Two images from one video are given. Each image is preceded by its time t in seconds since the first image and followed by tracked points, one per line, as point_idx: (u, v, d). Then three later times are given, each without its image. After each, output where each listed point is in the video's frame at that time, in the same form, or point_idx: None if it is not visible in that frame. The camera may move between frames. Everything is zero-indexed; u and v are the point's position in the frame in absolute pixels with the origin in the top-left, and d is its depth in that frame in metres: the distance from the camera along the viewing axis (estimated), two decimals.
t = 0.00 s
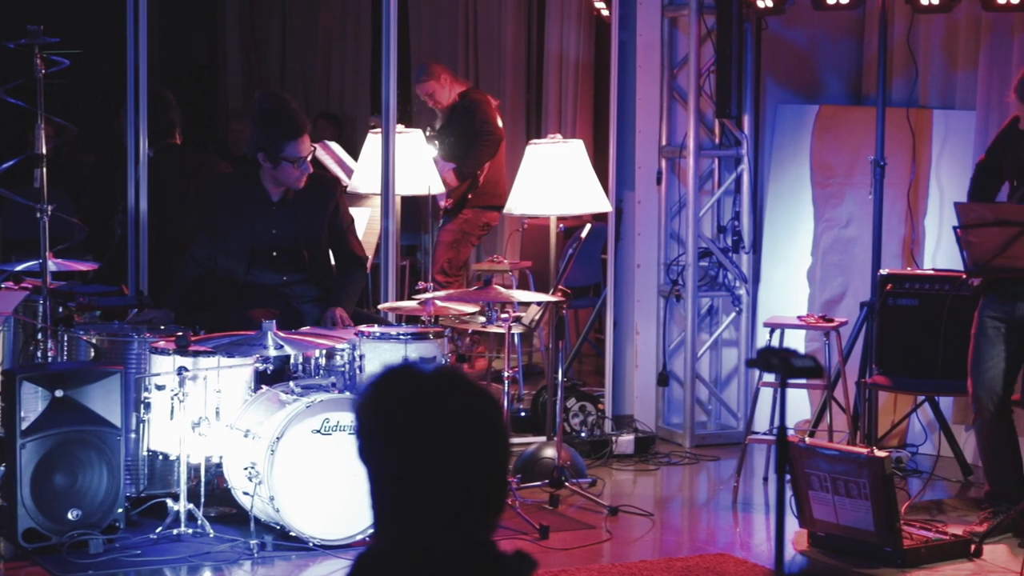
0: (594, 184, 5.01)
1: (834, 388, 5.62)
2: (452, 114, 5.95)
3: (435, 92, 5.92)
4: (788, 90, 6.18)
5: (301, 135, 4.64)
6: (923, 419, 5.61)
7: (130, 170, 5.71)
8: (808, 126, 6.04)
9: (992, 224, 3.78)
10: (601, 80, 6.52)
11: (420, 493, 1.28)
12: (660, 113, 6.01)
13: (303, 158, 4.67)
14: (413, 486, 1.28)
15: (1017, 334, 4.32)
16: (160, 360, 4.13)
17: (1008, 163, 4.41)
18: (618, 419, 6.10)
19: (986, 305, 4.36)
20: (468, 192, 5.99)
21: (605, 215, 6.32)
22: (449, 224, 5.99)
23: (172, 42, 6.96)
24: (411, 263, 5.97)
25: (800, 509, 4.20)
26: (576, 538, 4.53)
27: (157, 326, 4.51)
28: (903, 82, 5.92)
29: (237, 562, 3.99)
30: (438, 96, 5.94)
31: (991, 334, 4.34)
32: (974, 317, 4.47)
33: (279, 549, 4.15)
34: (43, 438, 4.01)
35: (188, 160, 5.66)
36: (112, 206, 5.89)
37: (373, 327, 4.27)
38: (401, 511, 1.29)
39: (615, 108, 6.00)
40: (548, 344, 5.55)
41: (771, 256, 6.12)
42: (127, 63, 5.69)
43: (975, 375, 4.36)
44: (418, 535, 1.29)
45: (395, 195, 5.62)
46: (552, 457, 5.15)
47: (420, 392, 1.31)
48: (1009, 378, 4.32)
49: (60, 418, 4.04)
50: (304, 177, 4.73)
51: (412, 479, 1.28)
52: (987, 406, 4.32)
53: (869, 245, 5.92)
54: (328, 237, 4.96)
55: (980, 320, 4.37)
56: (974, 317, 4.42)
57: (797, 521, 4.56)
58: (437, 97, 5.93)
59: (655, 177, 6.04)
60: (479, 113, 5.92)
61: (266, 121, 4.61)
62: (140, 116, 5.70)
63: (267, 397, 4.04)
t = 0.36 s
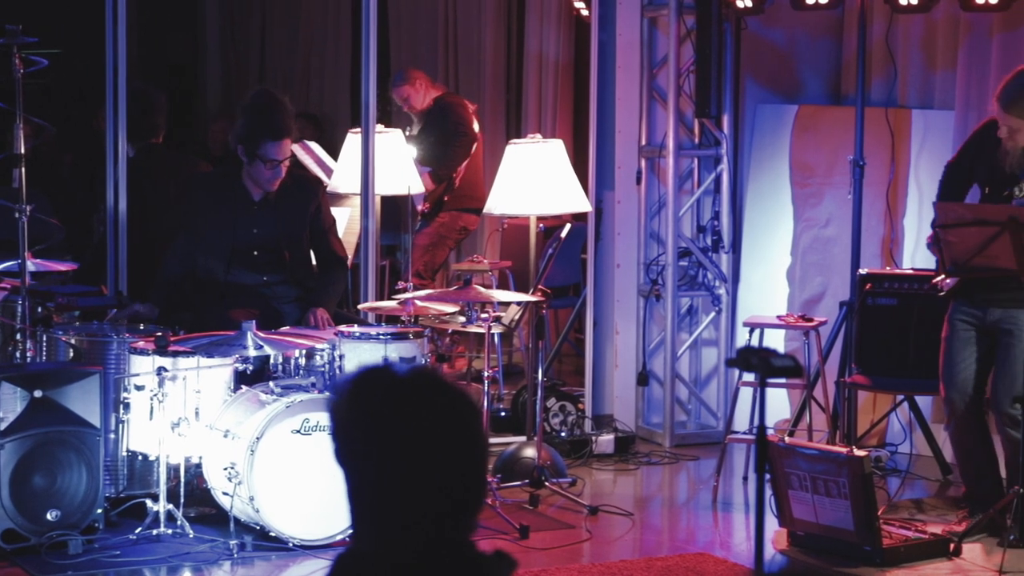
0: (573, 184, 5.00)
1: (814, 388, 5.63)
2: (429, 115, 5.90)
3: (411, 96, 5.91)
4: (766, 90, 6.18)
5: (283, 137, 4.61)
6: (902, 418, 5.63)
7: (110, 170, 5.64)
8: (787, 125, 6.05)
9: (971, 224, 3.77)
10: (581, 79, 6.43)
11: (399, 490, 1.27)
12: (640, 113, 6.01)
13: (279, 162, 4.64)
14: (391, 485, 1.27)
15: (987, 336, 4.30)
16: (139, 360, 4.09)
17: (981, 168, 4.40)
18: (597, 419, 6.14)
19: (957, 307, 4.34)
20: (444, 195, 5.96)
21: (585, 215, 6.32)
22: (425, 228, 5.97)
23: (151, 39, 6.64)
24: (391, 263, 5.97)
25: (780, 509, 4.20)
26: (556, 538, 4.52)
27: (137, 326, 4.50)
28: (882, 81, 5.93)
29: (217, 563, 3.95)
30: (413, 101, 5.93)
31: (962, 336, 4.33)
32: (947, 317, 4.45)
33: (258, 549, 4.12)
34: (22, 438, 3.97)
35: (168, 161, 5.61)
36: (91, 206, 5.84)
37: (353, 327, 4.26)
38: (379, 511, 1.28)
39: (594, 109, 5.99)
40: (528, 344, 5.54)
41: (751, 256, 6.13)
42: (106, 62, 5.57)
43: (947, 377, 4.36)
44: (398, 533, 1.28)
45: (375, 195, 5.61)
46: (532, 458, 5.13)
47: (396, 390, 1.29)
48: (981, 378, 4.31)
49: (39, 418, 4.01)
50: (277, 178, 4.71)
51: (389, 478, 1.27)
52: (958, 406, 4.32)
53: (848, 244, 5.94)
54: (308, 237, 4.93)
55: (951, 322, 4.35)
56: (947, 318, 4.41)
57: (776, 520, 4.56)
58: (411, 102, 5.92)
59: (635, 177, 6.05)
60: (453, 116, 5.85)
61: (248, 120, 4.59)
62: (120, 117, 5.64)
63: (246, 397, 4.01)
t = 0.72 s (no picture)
0: (551, 184, 4.99)
1: (791, 387, 5.64)
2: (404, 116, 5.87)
3: (387, 96, 5.84)
4: (744, 89, 6.19)
5: (266, 140, 4.60)
6: (879, 418, 5.65)
7: (87, 170, 5.69)
8: (765, 124, 6.06)
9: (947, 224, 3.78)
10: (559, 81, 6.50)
11: (375, 490, 1.25)
12: (618, 112, 6.01)
13: (258, 165, 4.64)
14: (366, 484, 1.25)
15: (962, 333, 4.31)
16: (117, 360, 4.06)
17: (960, 164, 4.42)
18: (576, 418, 6.09)
19: (933, 305, 4.35)
20: (421, 189, 5.96)
21: (563, 214, 6.31)
22: (404, 226, 5.96)
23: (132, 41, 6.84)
24: (369, 263, 5.99)
25: (758, 508, 4.21)
26: (534, 537, 4.51)
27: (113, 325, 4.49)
28: (859, 81, 5.95)
29: (195, 563, 3.92)
30: (388, 100, 5.86)
31: (938, 334, 4.33)
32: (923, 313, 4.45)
33: (236, 549, 4.09)
34: None
35: (146, 160, 5.36)
36: (69, 206, 5.78)
37: (331, 327, 4.24)
38: (354, 512, 1.26)
39: (572, 106, 5.94)
40: (505, 343, 5.54)
41: (729, 256, 6.13)
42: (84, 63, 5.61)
43: (925, 374, 4.36)
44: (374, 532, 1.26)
45: (351, 194, 5.53)
46: (510, 457, 5.11)
47: (373, 392, 1.27)
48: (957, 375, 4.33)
49: (16, 419, 3.96)
50: (254, 180, 4.71)
51: (365, 478, 1.25)
52: (936, 401, 4.33)
53: (825, 243, 5.96)
54: (286, 237, 4.89)
55: (927, 319, 4.35)
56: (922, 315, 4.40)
57: (754, 519, 4.57)
58: (386, 102, 5.85)
59: (613, 177, 6.03)
60: (428, 113, 5.79)
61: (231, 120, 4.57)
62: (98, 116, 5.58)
63: (224, 396, 3.97)
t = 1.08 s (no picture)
0: (526, 184, 4.98)
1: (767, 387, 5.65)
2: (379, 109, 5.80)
3: (362, 83, 5.82)
4: (719, 89, 6.20)
5: (251, 144, 4.59)
6: (854, 416, 5.68)
7: (60, 171, 5.60)
8: (739, 125, 6.07)
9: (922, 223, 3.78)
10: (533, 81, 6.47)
11: (346, 492, 1.23)
12: (593, 112, 6.00)
13: (243, 169, 4.64)
14: (338, 486, 1.23)
15: (960, 322, 4.30)
16: (91, 361, 4.02)
17: (940, 152, 4.37)
18: (551, 418, 6.09)
19: (928, 296, 4.33)
20: (398, 183, 5.90)
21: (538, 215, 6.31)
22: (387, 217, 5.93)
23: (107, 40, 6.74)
24: (344, 262, 6.03)
25: (733, 508, 4.21)
26: (509, 537, 4.49)
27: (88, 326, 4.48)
28: (833, 81, 5.97)
29: (169, 564, 3.88)
30: (363, 87, 5.83)
31: (935, 324, 4.32)
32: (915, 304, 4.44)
33: (211, 550, 4.05)
34: None
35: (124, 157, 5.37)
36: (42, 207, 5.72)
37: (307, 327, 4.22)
38: (327, 515, 1.24)
39: (547, 104, 5.93)
40: (481, 343, 5.52)
41: (703, 256, 6.14)
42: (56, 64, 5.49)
43: (924, 365, 4.34)
44: (347, 536, 1.25)
45: (327, 194, 5.50)
46: (485, 457, 5.10)
47: (343, 394, 1.26)
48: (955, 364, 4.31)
49: None
50: (239, 183, 4.71)
51: (337, 481, 1.23)
52: (935, 392, 4.31)
53: (800, 243, 5.98)
54: (263, 238, 4.90)
55: (922, 310, 4.33)
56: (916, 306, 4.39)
57: (730, 518, 4.58)
58: (362, 87, 5.83)
59: (588, 176, 6.03)
60: (404, 104, 5.77)
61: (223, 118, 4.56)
62: (72, 116, 5.53)
63: (198, 397, 3.94)
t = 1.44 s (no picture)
0: (503, 184, 4.97)
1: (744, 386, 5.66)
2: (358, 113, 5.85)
3: (340, 92, 5.79)
4: (695, 89, 6.21)
5: (230, 142, 4.55)
6: (831, 416, 5.70)
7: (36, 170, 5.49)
8: (715, 125, 6.08)
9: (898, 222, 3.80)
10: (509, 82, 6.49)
11: (323, 494, 1.22)
12: (570, 112, 6.00)
13: (224, 168, 4.60)
14: (316, 487, 1.22)
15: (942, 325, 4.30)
16: (67, 361, 3.98)
17: (915, 168, 4.38)
18: (528, 418, 6.06)
19: (911, 299, 4.34)
20: (382, 196, 5.90)
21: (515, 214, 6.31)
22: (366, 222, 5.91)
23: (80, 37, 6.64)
24: (322, 263, 6.00)
25: (710, 507, 4.22)
26: (486, 537, 4.49)
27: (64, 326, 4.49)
28: (809, 81, 5.99)
29: (146, 565, 3.85)
30: (342, 95, 5.80)
31: (916, 327, 4.33)
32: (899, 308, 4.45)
33: (188, 551, 4.02)
34: None
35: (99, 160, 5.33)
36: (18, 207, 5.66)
37: (283, 327, 4.19)
38: (304, 516, 1.22)
39: (525, 102, 5.93)
40: (458, 343, 5.51)
41: (680, 256, 6.15)
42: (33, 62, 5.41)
43: (901, 367, 4.35)
44: (326, 538, 1.23)
45: (303, 194, 5.45)
46: (462, 457, 5.09)
47: (319, 394, 1.24)
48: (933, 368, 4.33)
49: None
50: (220, 182, 4.65)
51: (314, 481, 1.22)
52: (912, 397, 4.32)
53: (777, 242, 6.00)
54: (242, 238, 4.86)
55: (906, 313, 4.35)
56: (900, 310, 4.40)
57: (706, 517, 4.59)
58: (340, 97, 5.80)
59: (565, 176, 6.02)
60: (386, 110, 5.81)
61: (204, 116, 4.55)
62: (48, 116, 5.47)
63: (175, 397, 3.90)
